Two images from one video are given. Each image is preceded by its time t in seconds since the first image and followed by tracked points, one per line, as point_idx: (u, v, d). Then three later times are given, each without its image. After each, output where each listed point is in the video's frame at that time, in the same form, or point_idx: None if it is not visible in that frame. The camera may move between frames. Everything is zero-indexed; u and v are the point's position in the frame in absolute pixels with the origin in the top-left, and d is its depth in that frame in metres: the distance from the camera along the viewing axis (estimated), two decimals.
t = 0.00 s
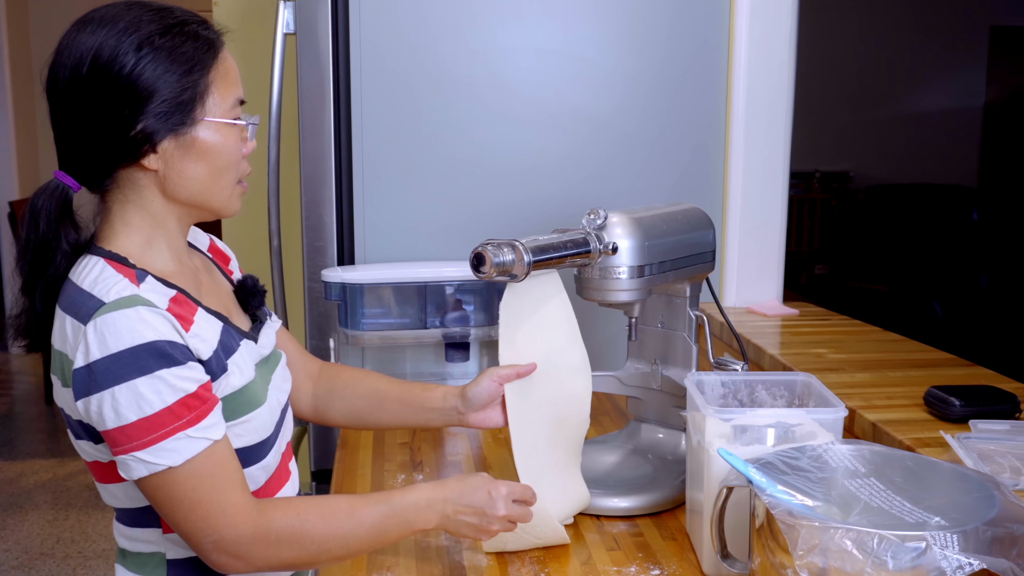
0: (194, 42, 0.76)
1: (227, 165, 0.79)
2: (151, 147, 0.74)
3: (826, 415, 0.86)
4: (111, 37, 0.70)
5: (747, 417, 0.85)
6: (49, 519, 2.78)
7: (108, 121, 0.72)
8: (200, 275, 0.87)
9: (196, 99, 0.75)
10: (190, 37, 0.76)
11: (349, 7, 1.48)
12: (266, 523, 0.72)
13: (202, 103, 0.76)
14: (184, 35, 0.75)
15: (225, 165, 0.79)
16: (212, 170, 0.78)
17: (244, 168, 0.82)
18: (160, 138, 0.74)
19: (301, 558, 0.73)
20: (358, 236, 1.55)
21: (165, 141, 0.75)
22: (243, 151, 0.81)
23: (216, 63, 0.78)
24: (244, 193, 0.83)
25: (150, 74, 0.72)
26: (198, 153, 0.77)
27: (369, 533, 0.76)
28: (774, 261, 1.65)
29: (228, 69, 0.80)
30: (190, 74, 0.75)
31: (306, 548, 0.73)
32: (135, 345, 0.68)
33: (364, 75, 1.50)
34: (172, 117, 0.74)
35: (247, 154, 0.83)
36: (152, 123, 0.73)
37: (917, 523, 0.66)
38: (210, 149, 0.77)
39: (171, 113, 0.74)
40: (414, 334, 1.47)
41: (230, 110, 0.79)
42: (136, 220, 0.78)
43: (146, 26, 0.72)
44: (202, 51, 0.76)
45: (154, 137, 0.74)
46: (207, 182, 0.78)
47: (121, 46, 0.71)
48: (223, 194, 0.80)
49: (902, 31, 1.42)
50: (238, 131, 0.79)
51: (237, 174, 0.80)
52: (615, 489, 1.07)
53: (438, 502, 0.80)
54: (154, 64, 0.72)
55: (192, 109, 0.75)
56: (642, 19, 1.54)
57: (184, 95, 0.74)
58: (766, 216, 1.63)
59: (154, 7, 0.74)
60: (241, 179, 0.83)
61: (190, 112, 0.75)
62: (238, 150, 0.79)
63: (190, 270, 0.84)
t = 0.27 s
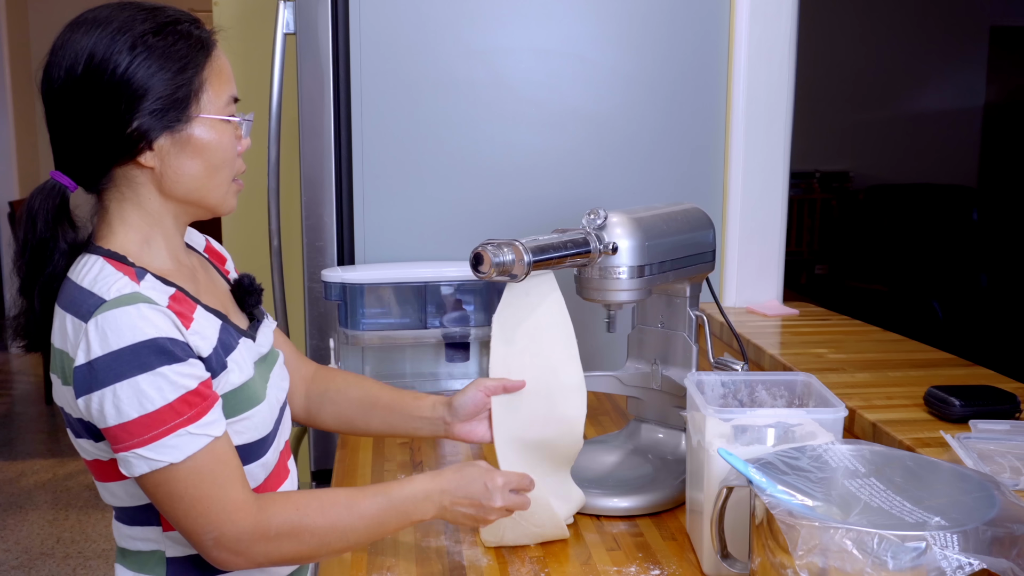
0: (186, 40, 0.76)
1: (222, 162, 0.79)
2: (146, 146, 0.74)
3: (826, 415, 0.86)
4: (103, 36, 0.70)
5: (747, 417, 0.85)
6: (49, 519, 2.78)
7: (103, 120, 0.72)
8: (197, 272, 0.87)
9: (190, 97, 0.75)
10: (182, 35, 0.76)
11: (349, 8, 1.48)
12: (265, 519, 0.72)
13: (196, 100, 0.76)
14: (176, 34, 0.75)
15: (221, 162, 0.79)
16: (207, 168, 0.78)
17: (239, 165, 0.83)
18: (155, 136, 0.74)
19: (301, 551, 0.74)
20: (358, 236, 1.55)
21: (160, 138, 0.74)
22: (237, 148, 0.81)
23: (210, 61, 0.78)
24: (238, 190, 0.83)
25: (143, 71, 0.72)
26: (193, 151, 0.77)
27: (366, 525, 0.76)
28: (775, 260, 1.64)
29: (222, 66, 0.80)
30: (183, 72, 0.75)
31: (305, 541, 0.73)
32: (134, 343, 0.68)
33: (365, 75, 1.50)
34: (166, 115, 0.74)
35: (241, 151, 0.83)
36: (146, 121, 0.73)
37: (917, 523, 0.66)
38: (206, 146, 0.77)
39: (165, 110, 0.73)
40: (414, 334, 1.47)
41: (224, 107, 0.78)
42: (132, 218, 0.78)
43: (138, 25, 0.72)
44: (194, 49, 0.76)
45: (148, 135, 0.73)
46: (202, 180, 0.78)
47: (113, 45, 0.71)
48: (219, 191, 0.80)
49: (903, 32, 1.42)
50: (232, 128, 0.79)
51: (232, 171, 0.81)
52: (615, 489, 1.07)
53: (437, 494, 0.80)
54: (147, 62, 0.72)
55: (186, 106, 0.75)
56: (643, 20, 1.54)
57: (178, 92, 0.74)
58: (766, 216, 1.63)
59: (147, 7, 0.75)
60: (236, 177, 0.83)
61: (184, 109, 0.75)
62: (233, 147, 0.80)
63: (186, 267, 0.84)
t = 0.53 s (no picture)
0: (185, 42, 0.76)
1: (215, 166, 0.78)
2: (140, 146, 0.74)
3: (826, 415, 0.86)
4: (101, 35, 0.71)
5: (747, 417, 0.86)
6: (49, 519, 2.78)
7: (99, 119, 0.72)
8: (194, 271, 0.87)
9: (185, 99, 0.75)
10: (182, 37, 0.76)
11: (350, 8, 1.48)
12: (261, 512, 0.70)
13: (190, 102, 0.75)
14: (176, 36, 0.75)
15: (214, 165, 0.78)
16: (199, 170, 0.77)
17: (234, 171, 0.82)
18: (149, 135, 0.74)
19: (301, 539, 0.72)
20: (357, 236, 1.55)
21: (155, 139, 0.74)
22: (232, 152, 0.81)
23: (207, 63, 0.78)
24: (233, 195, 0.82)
25: (140, 71, 0.72)
26: (186, 152, 0.76)
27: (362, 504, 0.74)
28: (775, 260, 1.64)
29: (219, 69, 0.80)
30: (180, 75, 0.75)
31: (304, 530, 0.72)
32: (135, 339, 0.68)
33: (365, 75, 1.50)
34: (162, 115, 0.74)
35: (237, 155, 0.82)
36: (140, 120, 0.73)
37: (917, 523, 0.66)
38: (198, 149, 0.77)
39: (160, 111, 0.73)
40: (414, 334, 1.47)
41: (219, 111, 0.78)
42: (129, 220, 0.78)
43: (138, 26, 0.72)
44: (193, 52, 0.76)
45: (141, 135, 0.73)
46: (195, 182, 0.77)
47: (111, 45, 0.71)
48: (211, 194, 0.79)
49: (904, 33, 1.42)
50: (227, 133, 0.79)
51: (226, 175, 0.80)
52: (615, 489, 1.07)
53: (431, 468, 0.76)
54: (144, 63, 0.72)
55: (180, 107, 0.75)
56: (643, 19, 1.54)
57: (174, 94, 0.74)
58: (766, 216, 1.63)
59: (148, 9, 0.75)
60: (231, 181, 0.82)
61: (178, 111, 0.74)
62: (227, 150, 0.79)
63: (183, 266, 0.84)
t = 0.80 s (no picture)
0: (213, 54, 0.76)
1: (218, 178, 0.77)
2: (146, 146, 0.74)
3: (826, 415, 0.86)
4: (128, 33, 0.71)
5: (747, 417, 0.86)
6: (49, 519, 2.78)
7: (115, 113, 0.72)
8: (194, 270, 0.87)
9: (203, 107, 0.75)
10: (210, 48, 0.76)
11: (349, 8, 1.48)
12: (253, 491, 0.66)
13: (206, 115, 0.75)
14: (203, 45, 0.75)
15: (217, 177, 0.77)
16: (200, 180, 0.76)
17: (238, 187, 0.81)
18: (159, 138, 0.73)
19: (308, 511, 0.68)
20: (357, 236, 1.55)
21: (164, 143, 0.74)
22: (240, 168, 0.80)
23: (231, 78, 0.78)
24: (234, 211, 0.81)
25: (163, 72, 0.72)
26: (190, 160, 0.75)
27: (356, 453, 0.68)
28: (775, 260, 1.64)
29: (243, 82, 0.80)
30: (202, 84, 0.75)
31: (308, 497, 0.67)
32: (136, 325, 0.67)
33: (365, 75, 1.50)
34: (176, 120, 0.73)
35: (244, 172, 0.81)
36: (154, 120, 0.73)
37: (917, 523, 0.66)
38: (203, 160, 0.76)
39: (174, 117, 0.73)
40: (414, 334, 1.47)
41: (232, 127, 0.77)
42: (128, 218, 0.78)
43: (168, 31, 0.73)
44: (218, 64, 0.76)
45: (153, 135, 0.73)
46: (195, 190, 0.76)
47: (137, 45, 0.71)
48: (210, 206, 0.78)
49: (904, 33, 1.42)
50: (237, 149, 0.78)
51: (228, 190, 0.79)
52: (615, 489, 1.07)
53: (423, 395, 0.71)
54: (167, 67, 0.72)
55: (195, 117, 0.74)
56: (642, 19, 1.54)
57: (192, 101, 0.74)
58: (766, 216, 1.62)
59: (185, 17, 0.76)
60: (235, 196, 0.81)
61: (194, 117, 0.74)
62: (233, 165, 0.78)
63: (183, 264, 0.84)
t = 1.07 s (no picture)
0: (231, 63, 0.76)
1: (222, 187, 0.76)
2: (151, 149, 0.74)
3: (826, 415, 0.86)
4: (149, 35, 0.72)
5: (747, 418, 0.85)
6: (49, 519, 2.78)
7: (125, 114, 0.73)
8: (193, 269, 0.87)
9: (215, 115, 0.75)
10: (229, 58, 0.76)
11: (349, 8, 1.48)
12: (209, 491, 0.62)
13: (217, 124, 0.75)
14: (222, 53, 0.76)
15: (221, 186, 0.76)
16: (203, 187, 0.76)
17: (242, 197, 0.80)
18: (166, 141, 0.73)
19: (261, 523, 0.62)
20: (357, 236, 1.55)
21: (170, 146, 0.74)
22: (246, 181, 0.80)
23: (246, 89, 0.78)
24: (236, 220, 0.81)
25: (180, 75, 0.72)
26: (196, 166, 0.75)
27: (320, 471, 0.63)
28: (775, 259, 1.64)
29: (257, 92, 0.80)
30: (217, 91, 0.75)
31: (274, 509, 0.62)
32: (123, 316, 0.67)
33: (365, 75, 1.50)
34: (186, 125, 0.73)
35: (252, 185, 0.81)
36: (164, 122, 0.73)
37: (917, 523, 0.66)
38: (209, 166, 0.75)
39: (185, 122, 0.73)
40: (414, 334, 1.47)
41: (241, 138, 0.77)
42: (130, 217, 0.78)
43: (189, 37, 0.73)
44: (235, 73, 0.76)
45: (161, 136, 0.73)
46: (196, 195, 0.76)
47: (155, 48, 0.71)
48: (211, 213, 0.77)
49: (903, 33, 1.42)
50: (245, 160, 0.77)
51: (231, 199, 0.78)
52: (615, 489, 1.07)
53: (397, 412, 0.64)
54: (183, 71, 0.73)
55: (206, 125, 0.74)
56: (642, 19, 1.54)
57: (204, 109, 0.74)
58: (766, 216, 1.62)
59: (209, 25, 0.76)
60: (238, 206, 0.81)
61: (205, 123, 0.74)
62: (239, 177, 0.77)
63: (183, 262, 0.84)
